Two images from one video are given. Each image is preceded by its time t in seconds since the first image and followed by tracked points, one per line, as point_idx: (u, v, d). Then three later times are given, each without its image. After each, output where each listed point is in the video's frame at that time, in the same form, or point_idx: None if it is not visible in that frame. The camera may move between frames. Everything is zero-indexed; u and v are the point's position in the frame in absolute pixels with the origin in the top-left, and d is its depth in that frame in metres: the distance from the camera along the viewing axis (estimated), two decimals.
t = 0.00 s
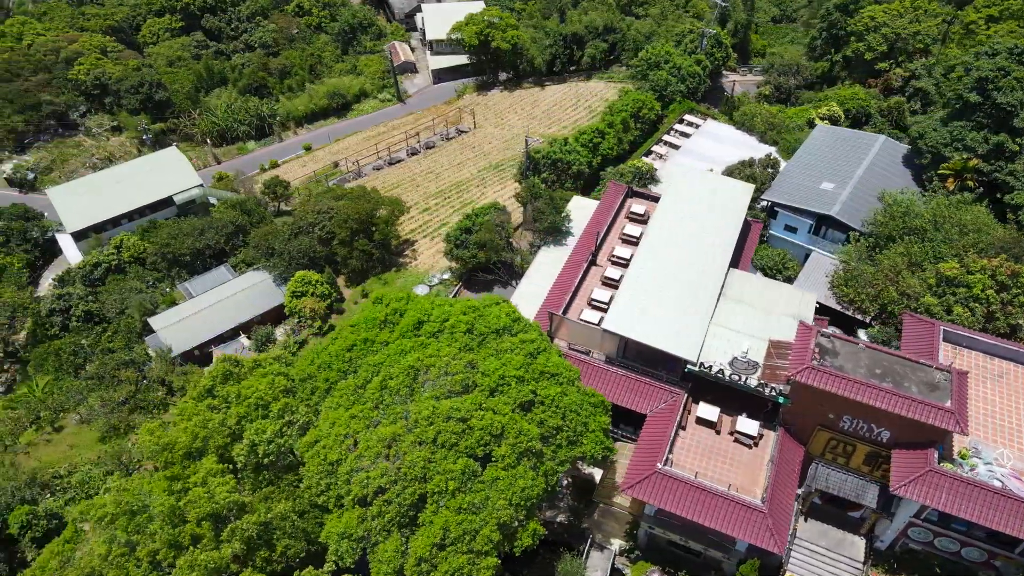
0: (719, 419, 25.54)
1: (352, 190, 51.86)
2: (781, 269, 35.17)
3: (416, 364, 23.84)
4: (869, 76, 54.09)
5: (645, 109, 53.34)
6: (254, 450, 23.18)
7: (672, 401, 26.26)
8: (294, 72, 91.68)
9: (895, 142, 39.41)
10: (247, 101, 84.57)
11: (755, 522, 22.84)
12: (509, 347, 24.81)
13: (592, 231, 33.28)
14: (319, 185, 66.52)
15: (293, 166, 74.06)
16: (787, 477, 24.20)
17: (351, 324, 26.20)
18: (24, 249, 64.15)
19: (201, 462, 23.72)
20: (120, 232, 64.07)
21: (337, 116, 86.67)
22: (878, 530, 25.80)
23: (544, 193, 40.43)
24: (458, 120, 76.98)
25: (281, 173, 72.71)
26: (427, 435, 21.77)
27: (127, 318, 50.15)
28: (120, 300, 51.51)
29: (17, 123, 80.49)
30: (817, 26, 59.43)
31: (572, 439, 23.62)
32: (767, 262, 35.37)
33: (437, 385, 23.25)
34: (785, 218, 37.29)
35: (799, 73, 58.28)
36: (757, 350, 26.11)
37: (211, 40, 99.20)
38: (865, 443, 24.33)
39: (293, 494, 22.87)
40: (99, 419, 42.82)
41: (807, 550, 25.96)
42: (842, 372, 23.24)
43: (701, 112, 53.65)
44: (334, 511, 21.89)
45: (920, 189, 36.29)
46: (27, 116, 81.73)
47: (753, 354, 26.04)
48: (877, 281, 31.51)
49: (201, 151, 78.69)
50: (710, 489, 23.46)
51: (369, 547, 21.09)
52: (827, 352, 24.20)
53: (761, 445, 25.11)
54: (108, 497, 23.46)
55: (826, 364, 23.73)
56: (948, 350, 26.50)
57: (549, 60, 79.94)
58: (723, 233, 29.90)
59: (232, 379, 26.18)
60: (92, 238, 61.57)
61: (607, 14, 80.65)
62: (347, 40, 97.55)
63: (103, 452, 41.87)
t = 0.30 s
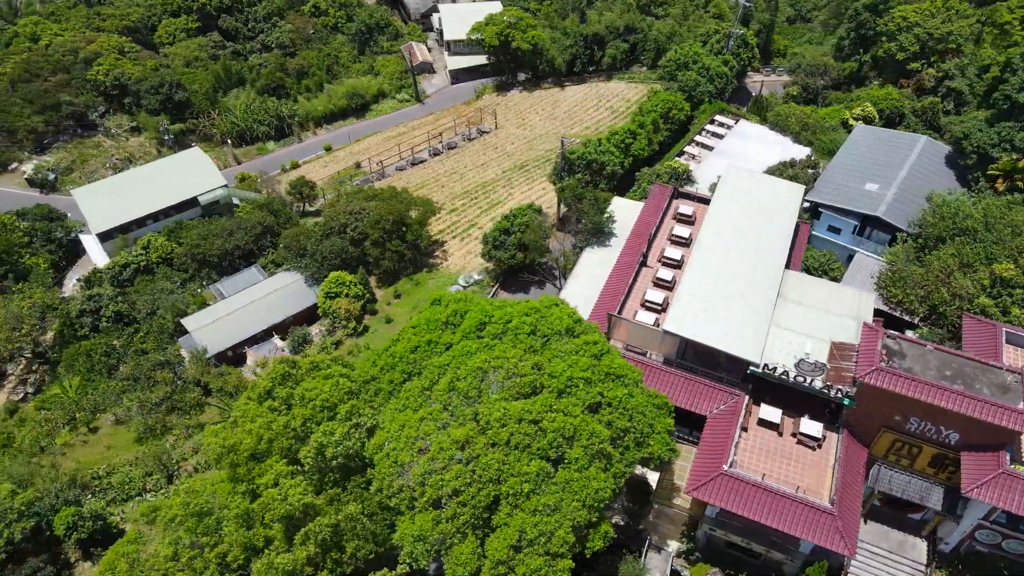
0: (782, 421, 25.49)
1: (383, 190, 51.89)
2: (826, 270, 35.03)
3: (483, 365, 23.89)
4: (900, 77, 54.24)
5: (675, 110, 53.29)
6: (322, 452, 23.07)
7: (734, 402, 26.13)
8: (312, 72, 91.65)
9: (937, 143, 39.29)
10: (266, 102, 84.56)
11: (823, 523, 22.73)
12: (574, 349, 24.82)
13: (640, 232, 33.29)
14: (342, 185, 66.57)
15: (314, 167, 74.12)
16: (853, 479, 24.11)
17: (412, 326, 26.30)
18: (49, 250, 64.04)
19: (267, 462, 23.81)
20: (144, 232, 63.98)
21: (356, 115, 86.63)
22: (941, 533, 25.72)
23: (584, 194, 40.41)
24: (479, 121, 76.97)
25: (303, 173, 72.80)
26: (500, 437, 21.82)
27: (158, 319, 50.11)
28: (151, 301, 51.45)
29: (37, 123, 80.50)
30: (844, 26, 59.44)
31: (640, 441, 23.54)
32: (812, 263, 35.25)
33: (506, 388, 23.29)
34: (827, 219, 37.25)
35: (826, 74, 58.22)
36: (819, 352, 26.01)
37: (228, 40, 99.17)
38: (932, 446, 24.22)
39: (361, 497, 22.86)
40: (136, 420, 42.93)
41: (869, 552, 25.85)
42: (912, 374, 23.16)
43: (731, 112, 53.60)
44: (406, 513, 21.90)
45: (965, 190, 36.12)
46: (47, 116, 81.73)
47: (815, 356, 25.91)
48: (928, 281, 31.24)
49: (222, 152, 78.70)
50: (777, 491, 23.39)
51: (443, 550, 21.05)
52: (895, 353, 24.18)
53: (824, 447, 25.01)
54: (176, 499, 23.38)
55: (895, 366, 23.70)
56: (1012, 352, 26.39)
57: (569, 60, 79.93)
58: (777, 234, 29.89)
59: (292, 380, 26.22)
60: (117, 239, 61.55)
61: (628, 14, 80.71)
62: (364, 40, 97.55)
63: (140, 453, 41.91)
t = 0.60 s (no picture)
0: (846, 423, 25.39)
1: (415, 192, 51.95)
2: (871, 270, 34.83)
3: (552, 367, 23.93)
4: (931, 78, 53.96)
5: (705, 110, 53.21)
6: (391, 454, 23.01)
7: (796, 404, 26.09)
8: (329, 73, 91.64)
9: (979, 144, 39.23)
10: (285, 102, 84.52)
11: (893, 525, 22.52)
12: (640, 351, 24.79)
13: (690, 233, 33.28)
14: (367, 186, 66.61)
15: (336, 167, 74.13)
16: (921, 481, 23.94)
17: (474, 327, 26.38)
18: (73, 250, 63.92)
19: (335, 464, 23.92)
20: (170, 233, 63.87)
21: (374, 115, 86.56)
22: (1006, 535, 25.76)
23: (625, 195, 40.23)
24: (500, 121, 76.96)
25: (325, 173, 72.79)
26: (574, 439, 21.86)
27: (191, 319, 50.07)
28: (183, 302, 51.43)
29: (57, 124, 80.56)
30: (873, 26, 59.36)
31: (708, 442, 23.40)
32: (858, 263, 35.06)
33: (575, 389, 23.27)
34: (871, 219, 37.14)
35: (855, 74, 58.13)
36: (884, 354, 25.93)
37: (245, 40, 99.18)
38: (1001, 448, 24.14)
39: (432, 499, 22.91)
40: (174, 420, 42.95)
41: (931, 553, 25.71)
42: (985, 376, 23.19)
43: (763, 112, 53.49)
44: (479, 515, 21.88)
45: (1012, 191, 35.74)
46: (67, 117, 81.79)
47: (880, 359, 25.84)
48: (982, 281, 30.65)
49: (242, 152, 78.71)
50: (846, 492, 23.26)
51: (519, 552, 21.01)
52: (965, 356, 24.28)
53: (889, 449, 24.84)
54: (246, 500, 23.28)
55: (965, 368, 23.74)
56: None
57: (590, 60, 79.86)
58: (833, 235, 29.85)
59: (353, 382, 26.25)
60: (143, 239, 61.48)
61: (649, 15, 80.70)
62: (380, 40, 97.53)
63: (179, 454, 41.89)
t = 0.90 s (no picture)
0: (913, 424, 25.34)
1: (446, 192, 51.94)
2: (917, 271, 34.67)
3: (620, 368, 23.82)
4: (963, 77, 54.90)
5: (736, 111, 53.10)
6: (463, 456, 23.12)
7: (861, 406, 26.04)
8: (348, 73, 91.61)
9: None
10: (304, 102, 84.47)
11: (968, 528, 22.37)
12: (706, 352, 24.73)
13: (740, 233, 33.18)
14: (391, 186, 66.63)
15: (358, 167, 74.15)
16: (991, 483, 23.87)
17: (535, 329, 26.36)
18: (99, 251, 63.92)
19: (400, 466, 23.90)
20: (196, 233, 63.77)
21: (394, 115, 86.52)
22: None
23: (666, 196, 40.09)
24: (521, 121, 76.97)
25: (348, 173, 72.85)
26: (649, 440, 21.87)
27: (224, 320, 50.04)
28: (215, 303, 51.43)
29: (78, 124, 80.59)
30: (901, 26, 59.27)
31: (779, 444, 23.20)
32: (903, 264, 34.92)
33: (646, 391, 23.25)
34: (918, 220, 37.32)
35: (883, 74, 58.15)
36: (951, 355, 26.11)
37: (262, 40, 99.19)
38: None
39: (504, 501, 23.01)
40: (212, 421, 42.91)
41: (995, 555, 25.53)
42: None
43: (795, 113, 53.37)
44: (554, 517, 21.92)
45: None
46: (87, 117, 81.83)
47: (948, 360, 25.98)
48: None
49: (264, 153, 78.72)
50: (918, 494, 23.18)
51: (596, 554, 21.03)
52: None
53: (957, 450, 24.74)
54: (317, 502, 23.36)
55: None
56: None
57: (611, 60, 79.78)
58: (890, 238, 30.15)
59: (413, 383, 26.24)
60: (170, 240, 61.42)
61: (670, 15, 80.69)
62: (398, 40, 97.50)
63: (218, 455, 41.81)
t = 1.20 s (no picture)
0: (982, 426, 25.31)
1: (478, 193, 51.82)
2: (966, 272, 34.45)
3: (691, 368, 23.66)
4: (995, 77, 56.08)
5: (767, 111, 52.91)
6: (535, 457, 23.25)
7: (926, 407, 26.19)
8: (366, 73, 91.47)
9: None
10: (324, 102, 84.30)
11: None
12: (774, 353, 24.62)
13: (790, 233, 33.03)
14: (417, 187, 66.66)
15: (380, 167, 74.10)
16: None
17: (598, 330, 26.35)
18: (125, 251, 63.82)
19: (468, 467, 23.91)
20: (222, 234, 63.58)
21: (413, 115, 86.44)
22: None
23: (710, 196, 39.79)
24: (543, 121, 76.95)
25: (369, 174, 72.83)
26: (727, 442, 21.74)
27: (257, 320, 50.02)
28: (247, 303, 51.22)
29: (99, 124, 80.61)
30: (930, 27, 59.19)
31: (850, 446, 22.96)
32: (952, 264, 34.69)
33: (718, 392, 23.17)
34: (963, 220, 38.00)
35: (912, 74, 58.25)
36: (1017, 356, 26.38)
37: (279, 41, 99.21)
38: None
39: (575, 505, 22.86)
40: (250, 422, 42.89)
41: None
42: None
43: (827, 113, 53.27)
44: (630, 519, 21.82)
45: None
46: (108, 117, 81.87)
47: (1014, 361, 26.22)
48: None
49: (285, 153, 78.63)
50: (992, 496, 23.04)
51: (675, 556, 20.91)
52: None
53: None
54: (389, 503, 23.32)
55: None
56: None
57: (633, 59, 79.68)
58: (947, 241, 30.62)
59: (475, 386, 26.34)
60: (197, 240, 61.32)
61: (691, 15, 80.66)
62: (415, 40, 97.44)
63: (257, 456, 41.79)
